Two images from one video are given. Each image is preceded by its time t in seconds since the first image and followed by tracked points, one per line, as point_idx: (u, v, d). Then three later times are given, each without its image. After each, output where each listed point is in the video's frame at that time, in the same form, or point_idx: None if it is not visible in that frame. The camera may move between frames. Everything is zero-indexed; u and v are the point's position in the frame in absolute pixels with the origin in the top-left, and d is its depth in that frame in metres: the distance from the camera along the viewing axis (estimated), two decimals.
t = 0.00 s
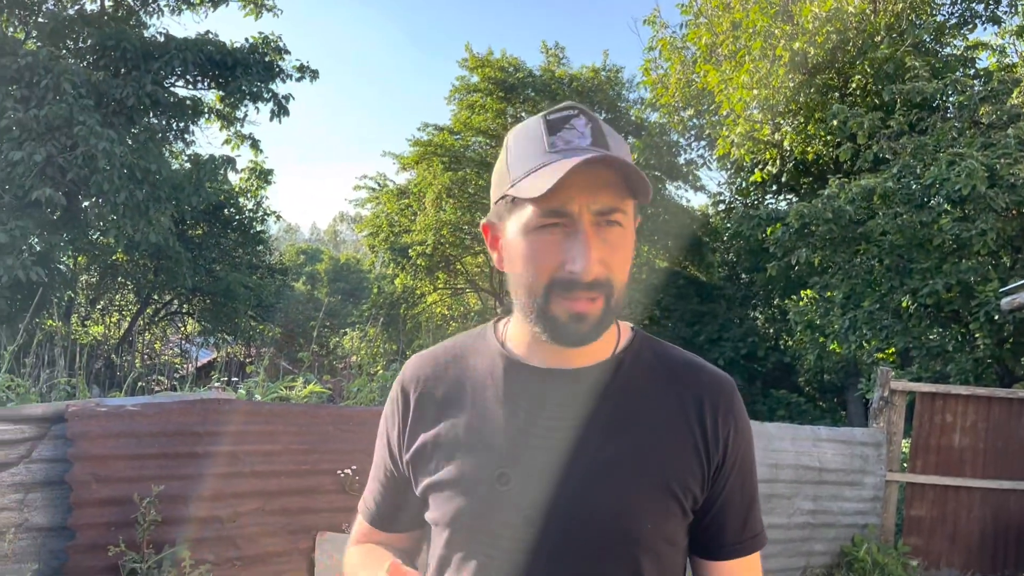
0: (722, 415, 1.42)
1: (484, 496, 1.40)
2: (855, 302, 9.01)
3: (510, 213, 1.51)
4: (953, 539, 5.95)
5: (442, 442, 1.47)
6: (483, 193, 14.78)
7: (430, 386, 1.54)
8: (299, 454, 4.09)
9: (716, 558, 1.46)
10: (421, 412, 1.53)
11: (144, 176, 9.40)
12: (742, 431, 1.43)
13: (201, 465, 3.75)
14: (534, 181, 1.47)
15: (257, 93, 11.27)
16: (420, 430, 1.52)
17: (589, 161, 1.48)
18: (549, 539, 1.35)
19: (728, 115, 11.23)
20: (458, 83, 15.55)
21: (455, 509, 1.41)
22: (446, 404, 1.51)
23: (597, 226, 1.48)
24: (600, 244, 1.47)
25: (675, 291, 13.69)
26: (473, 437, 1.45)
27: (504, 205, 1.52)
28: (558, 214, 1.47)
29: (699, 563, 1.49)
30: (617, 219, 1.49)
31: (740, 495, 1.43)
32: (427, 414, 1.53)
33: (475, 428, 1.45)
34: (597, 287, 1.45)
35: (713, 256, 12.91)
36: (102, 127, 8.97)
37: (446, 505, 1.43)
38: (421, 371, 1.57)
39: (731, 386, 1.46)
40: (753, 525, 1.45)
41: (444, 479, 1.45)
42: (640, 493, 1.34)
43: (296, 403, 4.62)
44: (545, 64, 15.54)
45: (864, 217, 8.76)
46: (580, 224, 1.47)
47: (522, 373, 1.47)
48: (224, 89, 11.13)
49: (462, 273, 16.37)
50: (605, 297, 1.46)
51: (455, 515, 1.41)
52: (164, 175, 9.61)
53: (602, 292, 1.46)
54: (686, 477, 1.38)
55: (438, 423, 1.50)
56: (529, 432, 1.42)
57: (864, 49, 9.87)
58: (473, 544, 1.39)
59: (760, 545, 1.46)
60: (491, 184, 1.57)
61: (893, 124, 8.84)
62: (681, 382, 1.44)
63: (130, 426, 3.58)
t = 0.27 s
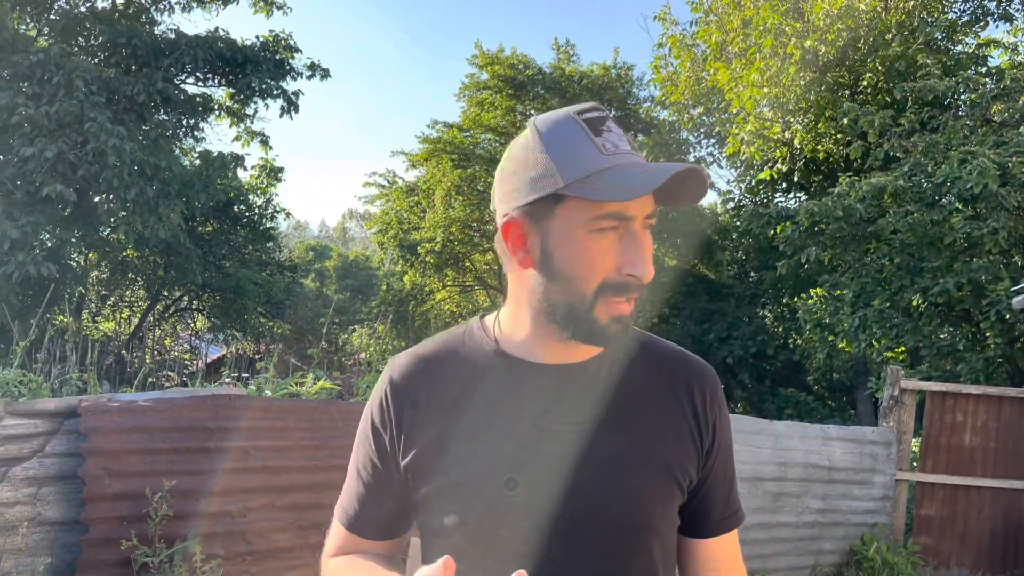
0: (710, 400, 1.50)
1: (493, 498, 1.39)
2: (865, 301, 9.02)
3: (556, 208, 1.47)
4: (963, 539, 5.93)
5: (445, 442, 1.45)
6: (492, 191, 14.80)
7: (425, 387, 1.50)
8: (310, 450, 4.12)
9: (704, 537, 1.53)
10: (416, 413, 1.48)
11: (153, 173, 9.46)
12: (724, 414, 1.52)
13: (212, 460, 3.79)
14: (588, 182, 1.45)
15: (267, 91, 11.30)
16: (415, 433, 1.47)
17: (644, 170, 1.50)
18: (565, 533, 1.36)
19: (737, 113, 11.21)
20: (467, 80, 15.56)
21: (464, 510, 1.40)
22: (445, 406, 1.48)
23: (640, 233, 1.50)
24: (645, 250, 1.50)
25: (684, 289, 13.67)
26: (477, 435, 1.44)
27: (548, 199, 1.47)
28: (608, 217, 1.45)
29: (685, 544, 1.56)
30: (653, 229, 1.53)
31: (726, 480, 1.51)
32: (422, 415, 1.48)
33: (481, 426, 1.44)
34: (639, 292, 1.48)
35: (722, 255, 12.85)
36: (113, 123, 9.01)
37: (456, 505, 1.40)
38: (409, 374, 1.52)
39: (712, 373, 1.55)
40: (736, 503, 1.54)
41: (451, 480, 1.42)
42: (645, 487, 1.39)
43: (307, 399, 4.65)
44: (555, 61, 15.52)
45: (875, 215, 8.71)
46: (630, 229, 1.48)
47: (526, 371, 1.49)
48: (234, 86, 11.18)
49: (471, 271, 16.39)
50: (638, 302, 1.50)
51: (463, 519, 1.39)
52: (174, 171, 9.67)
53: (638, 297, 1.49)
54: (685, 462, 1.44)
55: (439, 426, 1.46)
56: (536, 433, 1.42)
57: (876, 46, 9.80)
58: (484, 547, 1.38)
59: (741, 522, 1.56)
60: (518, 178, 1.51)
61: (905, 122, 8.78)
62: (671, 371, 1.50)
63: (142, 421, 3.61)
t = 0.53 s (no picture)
0: (692, 389, 1.55)
1: (496, 493, 1.38)
2: (871, 301, 9.01)
3: (547, 205, 1.46)
4: (969, 539, 5.91)
5: (442, 441, 1.41)
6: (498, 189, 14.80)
7: (421, 384, 1.44)
8: (316, 448, 4.15)
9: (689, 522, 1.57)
10: (411, 412, 1.42)
11: (161, 171, 9.49)
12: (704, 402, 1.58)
13: (219, 457, 3.80)
14: (573, 187, 1.44)
15: (273, 89, 11.33)
16: (410, 432, 1.41)
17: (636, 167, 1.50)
18: (571, 526, 1.38)
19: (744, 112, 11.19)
20: (475, 78, 15.56)
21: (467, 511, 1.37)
22: (442, 401, 1.43)
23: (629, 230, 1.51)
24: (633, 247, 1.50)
25: (690, 288, 13.66)
26: (475, 433, 1.41)
27: (538, 196, 1.46)
28: (598, 217, 1.45)
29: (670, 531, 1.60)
30: (643, 226, 1.53)
31: (712, 468, 1.56)
32: (418, 413, 1.42)
33: (481, 423, 1.42)
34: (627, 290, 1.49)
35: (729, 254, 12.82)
36: (120, 121, 9.03)
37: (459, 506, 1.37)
38: (402, 368, 1.46)
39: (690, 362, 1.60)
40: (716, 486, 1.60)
41: (452, 479, 1.38)
42: (644, 476, 1.42)
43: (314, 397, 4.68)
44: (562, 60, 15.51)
45: (882, 214, 8.69)
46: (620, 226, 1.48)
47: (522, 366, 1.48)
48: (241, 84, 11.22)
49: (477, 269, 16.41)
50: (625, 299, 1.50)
51: (466, 516, 1.37)
52: (180, 169, 9.68)
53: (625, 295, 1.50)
54: (677, 450, 1.48)
55: (436, 425, 1.41)
56: (535, 427, 1.42)
57: (883, 45, 9.82)
58: (488, 543, 1.37)
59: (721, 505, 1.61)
60: (508, 179, 1.50)
61: (912, 121, 8.75)
62: (657, 362, 1.55)
63: (148, 418, 3.63)
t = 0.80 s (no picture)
0: (701, 384, 1.53)
1: (497, 490, 1.38)
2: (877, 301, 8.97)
3: (476, 204, 1.59)
4: (973, 539, 5.90)
5: (440, 440, 1.43)
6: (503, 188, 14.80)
7: (418, 385, 1.48)
8: (320, 445, 4.16)
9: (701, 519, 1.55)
10: (408, 412, 1.46)
11: (166, 169, 9.50)
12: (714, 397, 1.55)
13: (223, 454, 3.81)
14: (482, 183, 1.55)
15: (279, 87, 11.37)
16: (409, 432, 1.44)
17: (549, 148, 1.54)
18: (571, 524, 1.36)
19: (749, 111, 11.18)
20: (480, 77, 15.56)
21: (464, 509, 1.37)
22: (442, 401, 1.46)
23: (557, 212, 1.54)
24: (560, 228, 1.53)
25: (694, 287, 13.65)
26: (473, 430, 1.42)
27: (473, 196, 1.60)
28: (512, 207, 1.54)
29: (683, 526, 1.58)
30: (577, 204, 1.54)
31: (725, 464, 1.53)
32: (416, 413, 1.46)
33: (477, 421, 1.43)
34: (558, 271, 1.51)
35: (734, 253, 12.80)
36: (126, 119, 9.05)
37: (456, 503, 1.38)
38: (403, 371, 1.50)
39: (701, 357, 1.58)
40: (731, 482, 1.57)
41: (448, 477, 1.39)
42: (648, 475, 1.40)
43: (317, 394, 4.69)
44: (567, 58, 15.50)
45: (887, 214, 8.65)
46: (538, 210, 1.53)
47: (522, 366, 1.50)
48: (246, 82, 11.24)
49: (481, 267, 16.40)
50: (567, 280, 1.52)
51: (465, 516, 1.37)
52: (185, 167, 9.67)
53: (561, 275, 1.51)
54: (682, 446, 1.46)
55: (434, 423, 1.44)
56: (533, 425, 1.43)
57: (889, 44, 9.81)
58: (488, 545, 1.36)
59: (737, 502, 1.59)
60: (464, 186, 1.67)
61: (918, 121, 8.72)
62: (663, 357, 1.53)
63: (152, 415, 3.64)
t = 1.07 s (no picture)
0: (712, 390, 1.48)
1: (496, 493, 1.39)
2: (881, 301, 8.98)
3: (471, 209, 1.60)
4: (977, 541, 5.88)
5: (441, 442, 1.45)
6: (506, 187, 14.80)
7: (423, 389, 1.52)
8: (322, 445, 4.16)
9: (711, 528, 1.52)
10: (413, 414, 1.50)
11: (170, 168, 9.52)
12: (728, 404, 1.50)
13: (225, 453, 3.82)
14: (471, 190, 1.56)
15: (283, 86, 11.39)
16: (414, 434, 1.48)
17: (534, 150, 1.53)
18: (568, 531, 1.35)
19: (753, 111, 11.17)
20: (484, 76, 15.55)
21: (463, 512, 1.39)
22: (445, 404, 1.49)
23: (549, 213, 1.53)
24: (552, 230, 1.52)
25: (697, 287, 13.64)
26: (475, 434, 1.43)
27: (468, 203, 1.62)
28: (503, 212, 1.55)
29: (693, 533, 1.55)
30: (570, 205, 1.53)
31: (735, 473, 1.49)
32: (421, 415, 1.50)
33: (478, 425, 1.44)
34: (552, 273, 1.51)
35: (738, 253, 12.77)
36: (130, 117, 9.06)
37: (454, 504, 1.40)
38: (411, 372, 1.55)
39: (716, 361, 1.53)
40: (744, 492, 1.53)
41: (448, 479, 1.42)
42: (649, 481, 1.38)
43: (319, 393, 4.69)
44: (571, 58, 15.48)
45: (891, 214, 8.63)
46: (530, 213, 1.54)
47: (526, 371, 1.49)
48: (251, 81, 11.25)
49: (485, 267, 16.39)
50: (563, 282, 1.51)
51: (464, 519, 1.39)
52: (190, 166, 9.76)
53: (556, 277, 1.51)
54: (689, 454, 1.42)
55: (437, 426, 1.47)
56: (533, 429, 1.43)
57: (893, 44, 9.80)
58: (489, 542, 1.38)
59: (750, 511, 1.54)
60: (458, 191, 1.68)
61: (923, 121, 8.70)
62: (672, 362, 1.49)
63: (155, 414, 3.64)
